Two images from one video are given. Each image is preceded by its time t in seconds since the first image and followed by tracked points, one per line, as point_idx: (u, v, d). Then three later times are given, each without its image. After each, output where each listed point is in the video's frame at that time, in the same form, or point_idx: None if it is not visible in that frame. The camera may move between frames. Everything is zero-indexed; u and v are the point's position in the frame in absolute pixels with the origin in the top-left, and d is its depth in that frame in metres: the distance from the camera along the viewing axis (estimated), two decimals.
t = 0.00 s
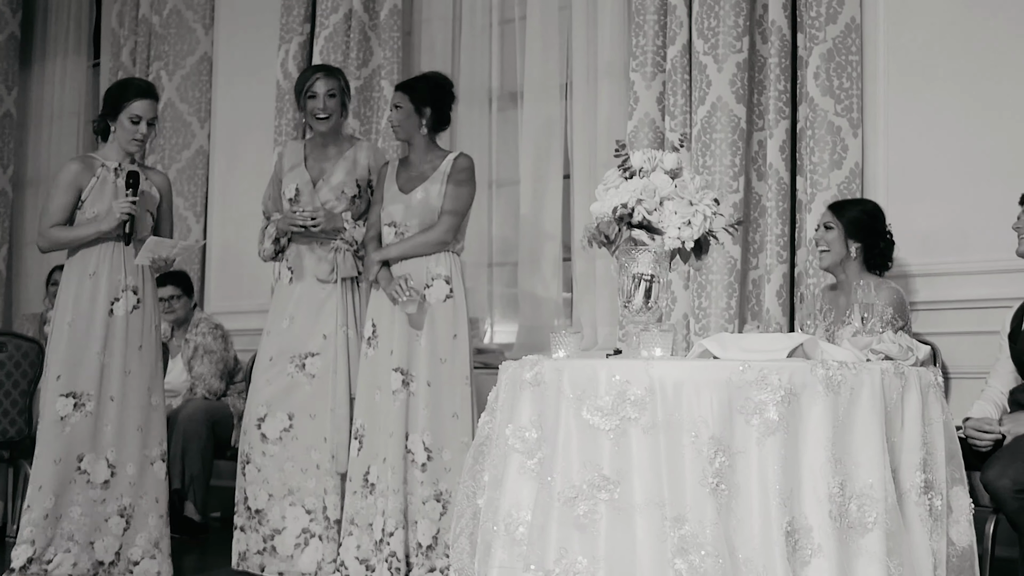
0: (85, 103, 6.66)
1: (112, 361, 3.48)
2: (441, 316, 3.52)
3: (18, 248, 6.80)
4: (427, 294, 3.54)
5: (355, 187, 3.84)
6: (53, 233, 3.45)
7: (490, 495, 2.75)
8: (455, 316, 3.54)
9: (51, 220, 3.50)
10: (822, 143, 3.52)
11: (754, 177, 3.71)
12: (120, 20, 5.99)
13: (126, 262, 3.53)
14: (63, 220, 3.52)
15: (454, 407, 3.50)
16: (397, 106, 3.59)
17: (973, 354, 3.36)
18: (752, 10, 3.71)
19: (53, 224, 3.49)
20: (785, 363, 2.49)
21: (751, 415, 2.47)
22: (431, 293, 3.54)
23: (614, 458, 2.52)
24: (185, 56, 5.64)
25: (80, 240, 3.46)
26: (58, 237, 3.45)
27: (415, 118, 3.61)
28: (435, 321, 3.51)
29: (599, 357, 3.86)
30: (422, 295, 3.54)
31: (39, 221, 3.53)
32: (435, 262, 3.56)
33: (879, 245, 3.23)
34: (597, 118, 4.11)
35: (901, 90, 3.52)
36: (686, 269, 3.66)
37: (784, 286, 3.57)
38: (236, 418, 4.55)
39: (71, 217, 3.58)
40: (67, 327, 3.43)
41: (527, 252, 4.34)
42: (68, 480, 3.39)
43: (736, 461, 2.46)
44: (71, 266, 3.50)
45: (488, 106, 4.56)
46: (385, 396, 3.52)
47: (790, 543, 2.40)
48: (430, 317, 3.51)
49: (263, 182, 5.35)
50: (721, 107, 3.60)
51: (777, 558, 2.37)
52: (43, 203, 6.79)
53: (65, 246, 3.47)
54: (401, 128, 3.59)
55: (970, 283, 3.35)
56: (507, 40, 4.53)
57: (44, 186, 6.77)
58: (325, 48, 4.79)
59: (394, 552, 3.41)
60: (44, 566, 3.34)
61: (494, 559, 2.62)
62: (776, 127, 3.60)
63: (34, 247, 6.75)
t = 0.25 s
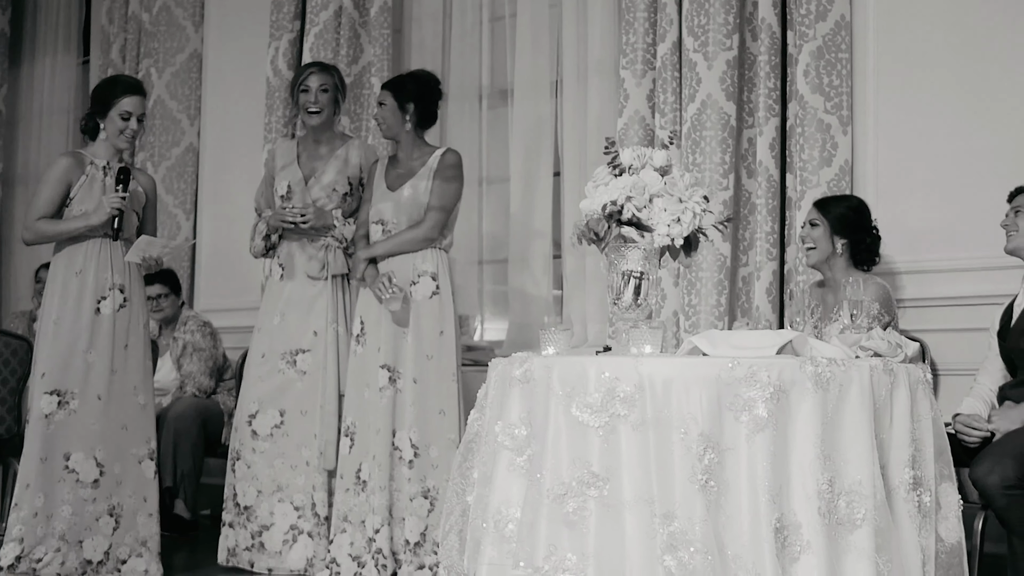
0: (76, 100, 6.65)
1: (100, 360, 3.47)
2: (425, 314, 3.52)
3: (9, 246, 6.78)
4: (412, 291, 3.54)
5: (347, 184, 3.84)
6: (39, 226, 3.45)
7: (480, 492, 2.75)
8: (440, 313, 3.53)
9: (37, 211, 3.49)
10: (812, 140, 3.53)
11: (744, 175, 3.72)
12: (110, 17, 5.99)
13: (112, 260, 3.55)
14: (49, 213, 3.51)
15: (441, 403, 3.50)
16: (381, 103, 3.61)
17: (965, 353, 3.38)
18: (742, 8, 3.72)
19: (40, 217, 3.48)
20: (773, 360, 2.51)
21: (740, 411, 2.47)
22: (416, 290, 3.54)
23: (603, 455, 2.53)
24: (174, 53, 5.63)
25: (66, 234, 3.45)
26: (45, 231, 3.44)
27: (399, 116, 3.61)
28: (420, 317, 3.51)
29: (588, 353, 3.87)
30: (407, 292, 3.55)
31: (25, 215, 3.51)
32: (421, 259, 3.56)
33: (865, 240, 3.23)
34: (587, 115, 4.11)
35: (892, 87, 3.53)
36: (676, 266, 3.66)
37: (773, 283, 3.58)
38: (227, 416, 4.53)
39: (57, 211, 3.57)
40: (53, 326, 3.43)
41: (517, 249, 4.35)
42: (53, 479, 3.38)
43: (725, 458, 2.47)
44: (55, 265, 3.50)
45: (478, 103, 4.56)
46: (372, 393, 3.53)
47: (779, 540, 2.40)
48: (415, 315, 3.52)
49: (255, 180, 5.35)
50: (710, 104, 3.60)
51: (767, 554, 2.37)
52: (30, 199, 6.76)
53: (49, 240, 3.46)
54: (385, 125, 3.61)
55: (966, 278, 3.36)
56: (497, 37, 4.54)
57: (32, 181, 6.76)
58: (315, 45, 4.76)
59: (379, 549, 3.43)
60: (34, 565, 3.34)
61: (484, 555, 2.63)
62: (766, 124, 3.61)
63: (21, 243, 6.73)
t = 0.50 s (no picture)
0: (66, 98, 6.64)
1: (88, 358, 3.47)
2: (408, 310, 3.53)
3: None
4: (396, 288, 3.55)
5: (339, 182, 3.84)
6: (34, 234, 3.45)
7: (469, 490, 2.75)
8: (423, 311, 3.54)
9: (30, 220, 3.49)
10: (802, 139, 3.55)
11: (733, 172, 3.73)
12: (98, 15, 5.93)
13: (103, 260, 3.53)
14: (42, 220, 3.51)
15: (424, 401, 3.49)
16: (370, 99, 3.65)
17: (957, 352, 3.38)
18: (731, 6, 3.73)
19: (33, 224, 3.49)
20: (762, 358, 2.50)
21: (729, 409, 2.47)
22: (400, 288, 3.55)
23: (593, 452, 2.52)
24: (164, 50, 5.64)
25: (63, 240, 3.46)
26: (40, 238, 3.45)
27: (386, 114, 3.64)
28: (403, 315, 3.53)
29: (577, 350, 3.87)
30: (390, 290, 3.56)
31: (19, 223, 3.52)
32: (404, 256, 3.57)
33: (854, 240, 3.23)
34: (577, 113, 4.11)
35: (881, 85, 3.53)
36: (666, 264, 3.67)
37: (763, 281, 3.59)
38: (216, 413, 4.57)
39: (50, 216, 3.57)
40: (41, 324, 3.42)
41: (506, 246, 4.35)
42: (41, 477, 3.37)
43: (715, 456, 2.47)
44: (46, 263, 3.50)
45: (467, 101, 4.57)
46: (357, 391, 3.54)
47: (768, 538, 2.40)
48: (398, 311, 3.53)
49: (245, 180, 5.31)
50: (700, 102, 3.61)
51: (756, 552, 2.37)
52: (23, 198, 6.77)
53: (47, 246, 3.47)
54: (372, 121, 3.65)
55: (958, 276, 3.36)
56: (487, 34, 4.54)
57: (24, 180, 6.75)
58: (305, 43, 4.78)
59: (365, 547, 3.45)
60: (22, 564, 3.33)
61: (474, 553, 2.62)
62: (756, 122, 3.61)
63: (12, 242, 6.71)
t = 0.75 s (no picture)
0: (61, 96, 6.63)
1: (80, 357, 3.48)
2: (395, 308, 3.54)
3: None
4: (384, 287, 3.56)
5: (336, 181, 3.85)
6: (25, 228, 3.43)
7: (463, 488, 2.74)
8: (411, 308, 3.55)
9: (22, 214, 3.47)
10: (797, 139, 3.55)
11: (728, 172, 3.74)
12: (94, 12, 5.92)
13: (97, 257, 3.54)
14: (32, 215, 3.49)
15: (411, 400, 3.51)
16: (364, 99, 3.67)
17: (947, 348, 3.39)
18: (727, 5, 3.74)
19: (25, 218, 3.47)
20: (757, 358, 2.49)
21: (724, 408, 2.47)
22: (389, 287, 3.56)
23: (587, 451, 2.52)
24: (159, 48, 5.62)
25: (54, 236, 3.43)
26: (32, 234, 3.42)
27: (377, 113, 3.65)
28: (390, 313, 3.54)
29: (571, 349, 3.87)
30: (379, 288, 3.57)
31: (8, 219, 3.49)
32: (394, 254, 3.58)
33: (850, 240, 3.23)
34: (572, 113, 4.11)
35: (875, 86, 3.54)
36: (661, 263, 3.67)
37: (758, 280, 3.60)
38: (210, 412, 4.55)
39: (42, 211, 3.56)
40: (35, 322, 3.42)
41: (500, 246, 4.36)
42: (33, 476, 3.36)
43: (709, 455, 2.47)
44: (39, 262, 3.48)
45: (462, 100, 4.57)
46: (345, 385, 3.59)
47: (762, 537, 2.41)
48: (386, 309, 3.54)
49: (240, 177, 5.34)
50: (695, 101, 3.61)
51: (749, 551, 2.37)
52: (16, 194, 6.77)
53: (41, 242, 3.45)
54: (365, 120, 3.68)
55: (952, 275, 3.37)
56: (482, 33, 4.54)
57: (18, 177, 6.75)
58: (299, 41, 4.76)
59: (350, 544, 3.50)
60: (15, 564, 3.30)
61: (468, 552, 2.61)
62: (751, 121, 3.62)
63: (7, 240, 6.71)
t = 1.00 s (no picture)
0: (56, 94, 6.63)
1: (78, 355, 3.48)
2: (385, 309, 3.54)
3: None
4: (375, 287, 3.57)
5: (333, 181, 3.84)
6: (20, 223, 3.41)
7: (458, 489, 2.74)
8: (401, 308, 3.55)
9: (18, 207, 3.45)
10: (791, 139, 3.55)
11: (723, 172, 3.75)
12: (89, 11, 5.92)
13: (94, 256, 3.55)
14: (28, 211, 3.47)
15: (400, 400, 3.52)
16: (358, 100, 3.67)
17: (943, 350, 3.39)
18: (721, 6, 3.74)
19: (21, 212, 3.45)
20: (752, 359, 2.49)
21: (718, 409, 2.47)
22: (379, 286, 3.56)
23: (581, 451, 2.52)
24: (154, 47, 5.63)
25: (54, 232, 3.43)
26: (30, 229, 3.40)
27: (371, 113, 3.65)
28: (380, 313, 3.54)
29: (565, 349, 3.87)
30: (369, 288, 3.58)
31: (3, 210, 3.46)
32: (384, 255, 3.59)
33: (842, 243, 3.23)
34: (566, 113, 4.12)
35: (870, 88, 3.54)
36: (656, 263, 3.68)
37: (753, 281, 3.60)
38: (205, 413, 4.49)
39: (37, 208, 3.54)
40: (35, 321, 3.40)
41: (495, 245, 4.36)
42: (32, 474, 3.35)
43: (703, 455, 2.47)
44: (37, 258, 3.46)
45: (458, 100, 4.57)
46: (335, 386, 3.60)
47: (755, 538, 2.41)
48: (376, 308, 3.54)
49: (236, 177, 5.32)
50: (690, 102, 3.61)
51: (743, 552, 2.37)
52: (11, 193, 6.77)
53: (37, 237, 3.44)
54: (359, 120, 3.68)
55: (946, 276, 3.37)
56: (477, 33, 4.55)
57: (12, 176, 6.74)
58: (295, 41, 4.78)
59: (335, 545, 3.53)
60: (10, 562, 3.29)
61: (461, 553, 2.62)
62: (746, 122, 3.62)
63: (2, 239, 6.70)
